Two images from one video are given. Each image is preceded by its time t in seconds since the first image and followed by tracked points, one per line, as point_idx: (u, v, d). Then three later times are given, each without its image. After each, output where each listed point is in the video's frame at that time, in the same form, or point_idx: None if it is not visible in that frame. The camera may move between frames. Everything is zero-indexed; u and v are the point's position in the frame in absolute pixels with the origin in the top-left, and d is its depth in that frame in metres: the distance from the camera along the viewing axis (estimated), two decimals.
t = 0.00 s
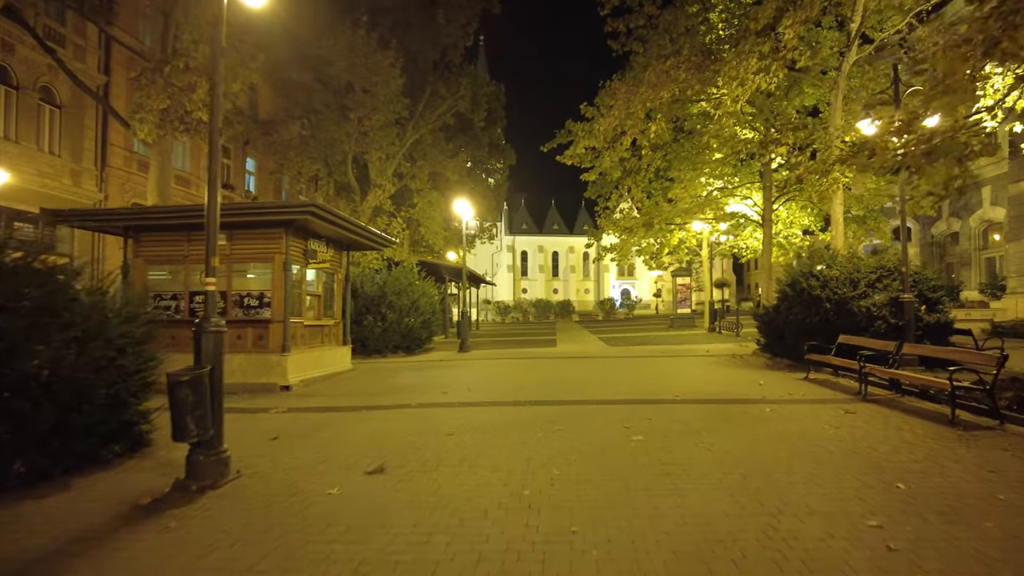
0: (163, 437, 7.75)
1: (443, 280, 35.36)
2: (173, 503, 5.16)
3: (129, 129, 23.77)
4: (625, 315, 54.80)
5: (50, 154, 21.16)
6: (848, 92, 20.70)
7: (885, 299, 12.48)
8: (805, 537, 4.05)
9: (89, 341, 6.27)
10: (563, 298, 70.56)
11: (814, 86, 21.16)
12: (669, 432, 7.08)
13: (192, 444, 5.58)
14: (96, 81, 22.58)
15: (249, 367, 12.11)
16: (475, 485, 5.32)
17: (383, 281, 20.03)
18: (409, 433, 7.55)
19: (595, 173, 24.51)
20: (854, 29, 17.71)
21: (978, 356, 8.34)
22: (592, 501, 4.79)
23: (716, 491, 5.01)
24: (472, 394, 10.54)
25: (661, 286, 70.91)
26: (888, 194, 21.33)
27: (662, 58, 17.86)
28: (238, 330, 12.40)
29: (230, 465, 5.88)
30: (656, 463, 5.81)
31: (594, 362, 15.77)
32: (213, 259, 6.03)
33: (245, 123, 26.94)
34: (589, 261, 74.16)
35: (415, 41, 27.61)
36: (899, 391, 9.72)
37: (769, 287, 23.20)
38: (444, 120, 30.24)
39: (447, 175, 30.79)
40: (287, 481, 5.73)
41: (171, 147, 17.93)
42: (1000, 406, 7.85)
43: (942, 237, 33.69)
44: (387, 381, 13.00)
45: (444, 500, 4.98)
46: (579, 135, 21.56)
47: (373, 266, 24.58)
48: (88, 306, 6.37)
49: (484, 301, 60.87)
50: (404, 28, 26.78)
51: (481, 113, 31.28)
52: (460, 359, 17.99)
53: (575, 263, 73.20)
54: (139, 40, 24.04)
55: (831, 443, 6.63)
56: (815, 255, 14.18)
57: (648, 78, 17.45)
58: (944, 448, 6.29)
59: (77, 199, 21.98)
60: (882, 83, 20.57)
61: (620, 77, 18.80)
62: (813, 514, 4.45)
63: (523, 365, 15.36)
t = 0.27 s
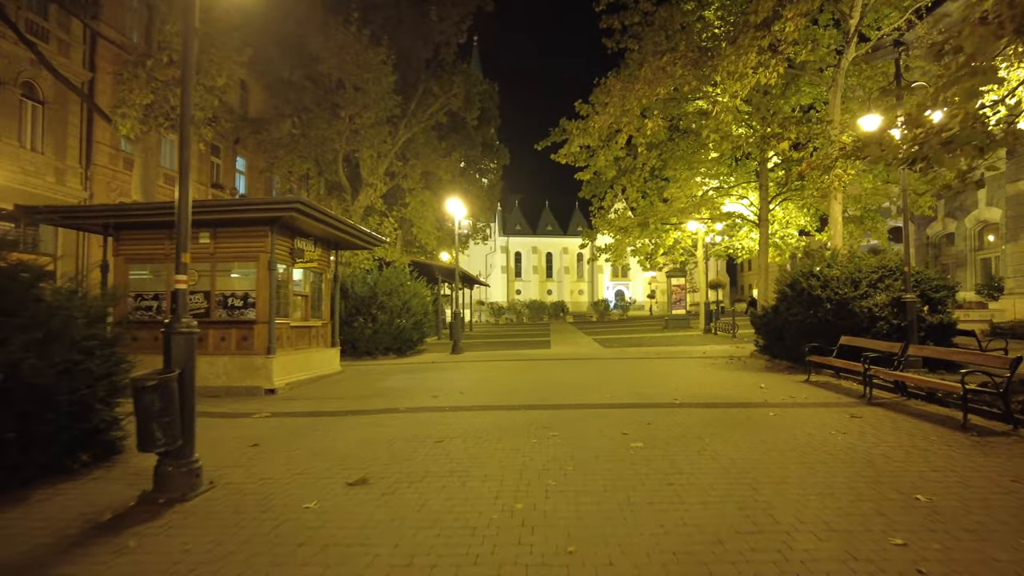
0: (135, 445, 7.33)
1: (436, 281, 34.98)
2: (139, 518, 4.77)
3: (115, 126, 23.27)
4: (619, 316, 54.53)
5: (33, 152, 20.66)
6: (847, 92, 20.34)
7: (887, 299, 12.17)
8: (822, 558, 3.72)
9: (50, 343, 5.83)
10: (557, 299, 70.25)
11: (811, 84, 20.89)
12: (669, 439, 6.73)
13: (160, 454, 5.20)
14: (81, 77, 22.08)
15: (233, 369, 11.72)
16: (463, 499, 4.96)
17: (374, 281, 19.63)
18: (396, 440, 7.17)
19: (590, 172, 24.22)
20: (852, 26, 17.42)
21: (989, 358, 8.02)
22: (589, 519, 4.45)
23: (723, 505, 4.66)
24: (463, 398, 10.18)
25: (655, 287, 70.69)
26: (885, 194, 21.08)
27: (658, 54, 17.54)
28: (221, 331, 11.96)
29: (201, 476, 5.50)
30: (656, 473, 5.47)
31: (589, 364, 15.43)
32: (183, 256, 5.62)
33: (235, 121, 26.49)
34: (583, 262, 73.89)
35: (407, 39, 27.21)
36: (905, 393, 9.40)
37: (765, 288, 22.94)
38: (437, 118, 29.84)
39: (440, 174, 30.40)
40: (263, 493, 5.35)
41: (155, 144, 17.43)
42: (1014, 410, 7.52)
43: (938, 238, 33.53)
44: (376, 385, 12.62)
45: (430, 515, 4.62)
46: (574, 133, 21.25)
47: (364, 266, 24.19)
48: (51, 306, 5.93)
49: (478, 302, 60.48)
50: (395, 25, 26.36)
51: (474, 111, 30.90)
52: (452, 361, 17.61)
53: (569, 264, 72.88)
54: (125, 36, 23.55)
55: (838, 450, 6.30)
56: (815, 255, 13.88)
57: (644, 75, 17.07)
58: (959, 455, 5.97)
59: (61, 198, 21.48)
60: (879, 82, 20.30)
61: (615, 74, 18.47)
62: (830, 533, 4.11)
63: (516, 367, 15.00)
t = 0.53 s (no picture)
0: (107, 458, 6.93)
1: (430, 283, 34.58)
2: (98, 543, 4.37)
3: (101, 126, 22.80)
4: (615, 318, 54.21)
5: (16, 151, 20.18)
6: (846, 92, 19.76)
7: (891, 302, 11.85)
8: None
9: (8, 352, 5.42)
10: (553, 301, 69.91)
11: (809, 83, 20.60)
12: (672, 451, 6.37)
13: (124, 472, 4.79)
14: (67, 75, 21.63)
15: (217, 375, 11.30)
16: (452, 521, 4.59)
17: (365, 283, 19.23)
18: (383, 452, 6.80)
19: (586, 173, 23.86)
20: (852, 23, 17.14)
21: (1002, 364, 7.71)
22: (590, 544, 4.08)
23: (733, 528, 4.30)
24: (456, 405, 9.80)
25: (650, 289, 70.48)
26: (884, 195, 20.84)
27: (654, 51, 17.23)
28: (204, 336, 11.56)
29: (171, 495, 5.10)
30: (660, 491, 5.10)
31: (586, 368, 15.07)
32: (150, 257, 5.19)
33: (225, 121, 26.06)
34: (578, 264, 73.58)
35: (400, 38, 26.86)
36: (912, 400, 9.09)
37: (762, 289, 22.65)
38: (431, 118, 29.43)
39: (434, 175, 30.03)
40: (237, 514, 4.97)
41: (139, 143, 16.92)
42: None
43: (935, 239, 33.32)
44: (366, 391, 12.23)
45: (415, 541, 4.24)
46: (569, 133, 20.90)
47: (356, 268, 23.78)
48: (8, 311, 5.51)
49: (473, 304, 60.06)
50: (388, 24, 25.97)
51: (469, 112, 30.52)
52: (445, 365, 17.23)
53: (564, 266, 72.53)
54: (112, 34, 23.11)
55: (850, 463, 5.97)
56: (816, 257, 13.55)
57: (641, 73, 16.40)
58: (979, 469, 5.63)
59: (45, 199, 21.00)
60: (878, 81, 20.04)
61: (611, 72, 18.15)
62: (851, 561, 3.76)
63: (511, 372, 14.63)
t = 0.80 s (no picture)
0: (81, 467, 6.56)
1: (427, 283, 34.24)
2: (56, 564, 4.01)
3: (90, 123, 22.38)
4: (613, 319, 53.92)
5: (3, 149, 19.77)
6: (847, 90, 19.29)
7: (898, 302, 11.56)
8: None
9: None
10: (550, 302, 69.61)
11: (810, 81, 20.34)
12: (677, 460, 6.04)
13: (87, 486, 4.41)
14: (55, 72, 21.24)
15: (204, 378, 10.93)
16: (443, 539, 4.24)
17: (359, 284, 18.86)
18: (373, 460, 6.46)
19: (583, 172, 23.54)
20: (854, 20, 16.83)
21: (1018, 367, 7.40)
22: (593, 566, 3.73)
23: (749, 547, 3.96)
24: (450, 409, 9.44)
25: (647, 290, 70.23)
26: (885, 194, 20.58)
27: (653, 46, 16.91)
28: (191, 337, 11.19)
29: (140, 511, 4.72)
30: (667, 505, 4.75)
31: (585, 370, 14.75)
32: (118, 253, 4.82)
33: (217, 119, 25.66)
34: (575, 264, 73.23)
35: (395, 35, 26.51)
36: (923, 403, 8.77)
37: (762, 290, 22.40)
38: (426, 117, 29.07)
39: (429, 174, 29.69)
40: (212, 530, 4.61)
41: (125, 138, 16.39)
42: None
43: (935, 239, 33.11)
44: (358, 394, 11.87)
45: (403, 561, 3.90)
46: (567, 131, 20.57)
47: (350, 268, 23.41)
48: None
49: (469, 305, 59.69)
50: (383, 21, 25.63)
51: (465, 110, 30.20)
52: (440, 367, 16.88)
53: (561, 266, 72.22)
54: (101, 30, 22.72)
55: (865, 472, 5.65)
56: (820, 256, 13.24)
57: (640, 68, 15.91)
58: (1003, 479, 5.32)
59: (34, 197, 20.58)
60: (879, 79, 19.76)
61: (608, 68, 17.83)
62: None
63: (507, 374, 14.28)
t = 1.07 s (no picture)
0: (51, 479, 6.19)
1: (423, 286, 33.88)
2: None
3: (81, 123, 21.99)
4: (611, 322, 53.58)
5: None
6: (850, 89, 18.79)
7: (906, 305, 11.24)
8: None
9: None
10: (547, 305, 69.24)
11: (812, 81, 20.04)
12: (684, 472, 5.69)
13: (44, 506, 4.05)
14: (45, 70, 20.87)
15: (191, 383, 10.57)
16: (433, 563, 3.89)
17: (353, 286, 18.50)
18: (362, 472, 6.10)
19: (582, 173, 23.21)
20: (858, 18, 16.54)
21: None
22: None
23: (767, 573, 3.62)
24: (445, 417, 9.08)
25: (645, 292, 69.91)
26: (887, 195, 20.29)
27: (653, 44, 16.58)
28: (176, 341, 10.81)
29: (104, 531, 4.35)
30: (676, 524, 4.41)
31: (584, 374, 14.40)
32: (83, 252, 4.44)
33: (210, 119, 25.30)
34: (573, 267, 72.89)
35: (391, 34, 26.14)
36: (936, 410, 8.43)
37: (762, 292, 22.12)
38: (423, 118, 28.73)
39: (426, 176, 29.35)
40: (182, 551, 4.25)
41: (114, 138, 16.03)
42: None
43: (935, 242, 32.85)
44: (351, 400, 11.52)
45: None
46: (566, 131, 20.26)
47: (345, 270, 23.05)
48: None
49: (466, 308, 59.29)
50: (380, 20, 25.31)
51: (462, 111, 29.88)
52: (435, 372, 16.51)
53: (559, 269, 71.88)
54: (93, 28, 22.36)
55: (885, 486, 5.31)
56: (825, 258, 12.92)
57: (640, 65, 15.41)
58: None
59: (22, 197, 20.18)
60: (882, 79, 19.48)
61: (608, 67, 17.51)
62: None
63: (504, 379, 13.92)
